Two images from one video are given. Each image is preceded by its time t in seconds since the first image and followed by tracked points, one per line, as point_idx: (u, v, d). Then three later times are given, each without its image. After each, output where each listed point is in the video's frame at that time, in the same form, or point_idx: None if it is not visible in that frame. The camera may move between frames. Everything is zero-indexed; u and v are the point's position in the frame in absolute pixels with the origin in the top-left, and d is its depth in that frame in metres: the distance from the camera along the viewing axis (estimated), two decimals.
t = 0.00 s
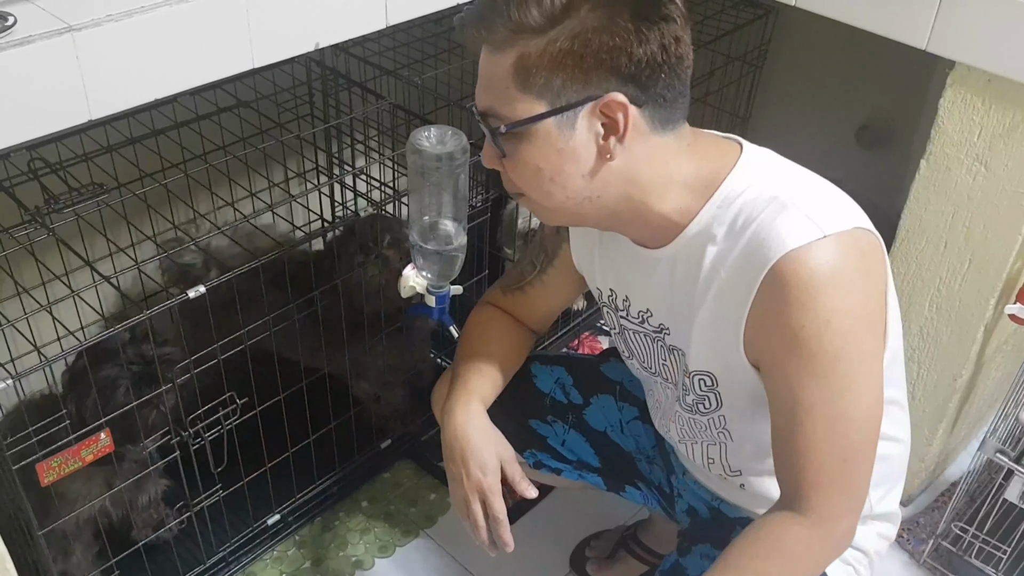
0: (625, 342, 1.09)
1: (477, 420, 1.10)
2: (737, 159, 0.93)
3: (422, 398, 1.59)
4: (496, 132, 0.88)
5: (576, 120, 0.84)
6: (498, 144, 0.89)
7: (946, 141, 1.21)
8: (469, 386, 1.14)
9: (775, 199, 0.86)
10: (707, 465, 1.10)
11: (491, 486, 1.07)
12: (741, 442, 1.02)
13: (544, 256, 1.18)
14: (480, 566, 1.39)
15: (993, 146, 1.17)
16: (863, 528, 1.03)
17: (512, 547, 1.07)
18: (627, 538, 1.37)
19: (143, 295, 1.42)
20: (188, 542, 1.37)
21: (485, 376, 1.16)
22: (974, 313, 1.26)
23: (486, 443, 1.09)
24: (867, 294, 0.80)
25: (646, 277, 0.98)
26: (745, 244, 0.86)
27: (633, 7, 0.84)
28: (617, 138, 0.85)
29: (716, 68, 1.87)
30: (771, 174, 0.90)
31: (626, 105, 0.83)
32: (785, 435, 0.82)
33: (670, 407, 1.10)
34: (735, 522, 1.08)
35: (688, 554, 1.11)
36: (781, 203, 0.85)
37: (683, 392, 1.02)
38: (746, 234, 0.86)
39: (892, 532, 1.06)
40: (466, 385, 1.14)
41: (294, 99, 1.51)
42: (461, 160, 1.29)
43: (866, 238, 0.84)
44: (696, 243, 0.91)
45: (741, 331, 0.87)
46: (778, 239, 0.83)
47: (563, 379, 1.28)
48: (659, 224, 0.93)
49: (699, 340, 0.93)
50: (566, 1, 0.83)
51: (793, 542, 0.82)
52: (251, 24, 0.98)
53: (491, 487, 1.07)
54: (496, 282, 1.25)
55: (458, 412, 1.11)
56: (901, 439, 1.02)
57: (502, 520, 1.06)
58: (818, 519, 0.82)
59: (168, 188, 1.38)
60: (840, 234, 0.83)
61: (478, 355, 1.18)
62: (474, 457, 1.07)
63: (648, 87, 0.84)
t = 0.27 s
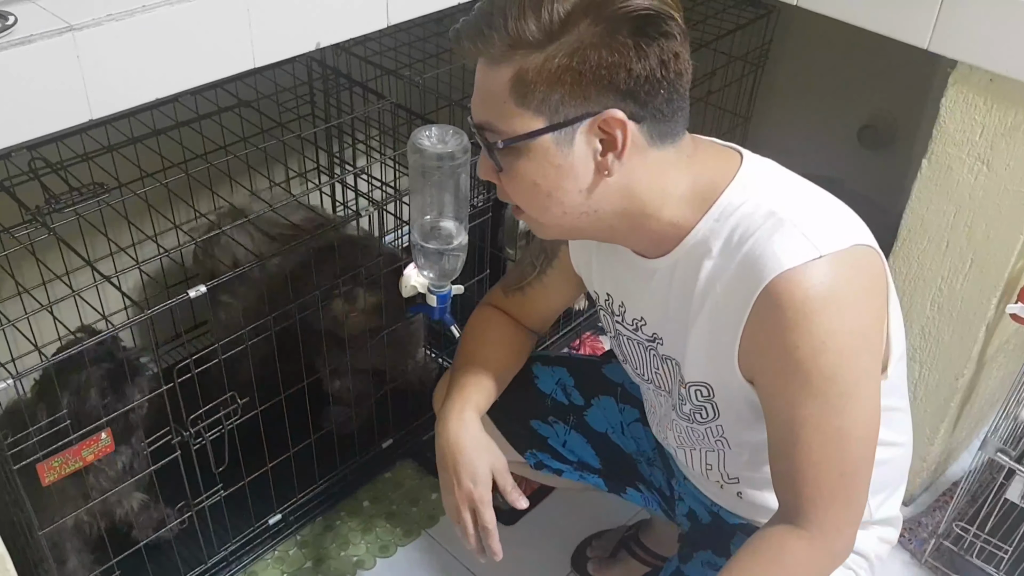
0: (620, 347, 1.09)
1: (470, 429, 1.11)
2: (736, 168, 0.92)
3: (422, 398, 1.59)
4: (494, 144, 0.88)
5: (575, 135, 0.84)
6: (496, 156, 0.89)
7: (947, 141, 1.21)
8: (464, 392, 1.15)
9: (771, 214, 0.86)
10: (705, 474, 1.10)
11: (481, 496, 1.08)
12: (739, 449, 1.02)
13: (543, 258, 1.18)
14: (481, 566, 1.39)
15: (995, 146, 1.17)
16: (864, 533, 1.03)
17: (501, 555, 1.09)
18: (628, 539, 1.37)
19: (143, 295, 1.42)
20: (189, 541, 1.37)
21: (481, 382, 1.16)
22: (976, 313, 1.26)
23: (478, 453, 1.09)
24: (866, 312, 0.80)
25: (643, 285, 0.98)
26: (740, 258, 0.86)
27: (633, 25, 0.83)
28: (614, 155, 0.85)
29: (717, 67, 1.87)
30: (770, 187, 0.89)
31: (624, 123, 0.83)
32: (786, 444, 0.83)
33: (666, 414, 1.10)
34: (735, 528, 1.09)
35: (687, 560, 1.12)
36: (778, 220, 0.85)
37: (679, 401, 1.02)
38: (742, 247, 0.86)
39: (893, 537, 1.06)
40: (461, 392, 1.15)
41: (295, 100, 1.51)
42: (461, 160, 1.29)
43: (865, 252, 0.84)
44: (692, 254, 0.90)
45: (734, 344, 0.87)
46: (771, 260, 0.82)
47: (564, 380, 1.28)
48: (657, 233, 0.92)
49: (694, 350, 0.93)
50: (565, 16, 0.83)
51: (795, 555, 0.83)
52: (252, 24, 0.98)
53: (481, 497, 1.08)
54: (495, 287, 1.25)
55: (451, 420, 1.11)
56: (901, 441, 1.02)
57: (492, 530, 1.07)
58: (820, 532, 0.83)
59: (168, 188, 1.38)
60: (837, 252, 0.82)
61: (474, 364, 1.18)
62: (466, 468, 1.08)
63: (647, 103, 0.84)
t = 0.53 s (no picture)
0: (621, 340, 1.09)
1: (452, 448, 1.08)
2: (748, 163, 0.92)
3: (423, 398, 1.59)
4: (514, 134, 0.84)
5: (611, 117, 0.82)
6: (516, 145, 0.85)
7: (949, 140, 1.21)
8: (449, 408, 1.13)
9: (782, 210, 0.85)
10: (706, 476, 1.10)
11: (460, 517, 1.05)
12: (740, 453, 1.02)
13: (545, 254, 1.17)
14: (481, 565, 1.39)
15: (996, 145, 1.17)
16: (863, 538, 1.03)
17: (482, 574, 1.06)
18: (629, 538, 1.37)
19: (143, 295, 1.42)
20: (189, 541, 1.37)
21: (467, 397, 1.15)
22: (977, 313, 1.26)
23: (460, 472, 1.06)
24: (874, 313, 0.79)
25: (649, 281, 0.98)
26: (749, 254, 0.85)
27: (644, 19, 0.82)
28: (645, 142, 0.84)
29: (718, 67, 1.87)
30: (782, 185, 0.88)
31: (658, 108, 0.82)
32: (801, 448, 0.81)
33: (667, 413, 1.10)
34: (733, 535, 1.09)
35: (686, 566, 1.13)
36: (789, 218, 0.84)
37: (682, 400, 1.02)
38: (751, 242, 0.86)
39: (894, 543, 1.05)
40: (447, 406, 1.13)
41: (296, 99, 1.50)
42: (462, 160, 1.27)
43: (874, 254, 0.83)
44: (700, 251, 0.90)
45: (742, 345, 0.87)
46: (780, 255, 0.82)
47: (565, 383, 1.27)
48: (667, 228, 0.92)
49: (698, 348, 0.93)
50: None
51: (817, 559, 0.83)
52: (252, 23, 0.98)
53: (459, 518, 1.05)
54: (496, 297, 1.23)
55: (434, 439, 1.09)
56: (905, 447, 1.02)
57: (471, 550, 1.04)
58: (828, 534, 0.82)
59: (168, 187, 1.37)
60: (848, 252, 0.81)
61: (465, 378, 1.17)
62: (442, 486, 1.05)
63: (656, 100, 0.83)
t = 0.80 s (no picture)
0: (635, 338, 1.09)
1: (434, 472, 1.10)
2: (766, 153, 0.92)
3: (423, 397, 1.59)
4: (596, 100, 0.79)
5: (701, 76, 0.81)
6: (595, 113, 0.80)
7: (949, 140, 1.21)
8: (435, 428, 1.13)
9: (806, 200, 0.86)
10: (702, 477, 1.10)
11: (436, 544, 1.08)
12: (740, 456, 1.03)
13: (544, 254, 1.17)
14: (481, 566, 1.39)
15: (997, 145, 1.16)
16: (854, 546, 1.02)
17: None
18: (628, 539, 1.37)
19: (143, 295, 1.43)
20: (189, 541, 1.37)
21: (456, 414, 1.15)
22: (978, 313, 1.26)
23: (440, 498, 1.09)
24: (900, 293, 0.82)
25: (662, 278, 0.98)
26: (774, 244, 0.86)
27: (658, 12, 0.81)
28: (718, 101, 0.84)
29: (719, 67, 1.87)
30: (796, 173, 0.89)
31: (725, 65, 0.83)
32: (845, 416, 0.82)
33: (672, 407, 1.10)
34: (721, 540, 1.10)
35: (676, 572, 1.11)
36: (809, 207, 0.85)
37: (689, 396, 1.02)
38: (777, 233, 0.86)
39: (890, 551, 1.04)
40: (433, 425, 1.14)
41: (297, 99, 1.50)
42: (463, 159, 1.26)
43: (899, 240, 0.85)
44: (722, 243, 0.90)
45: (769, 341, 0.87)
46: (809, 243, 0.83)
47: (555, 387, 1.28)
48: (684, 225, 0.92)
49: (711, 343, 0.94)
50: None
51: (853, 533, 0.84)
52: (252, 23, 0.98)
53: (434, 545, 1.08)
54: (495, 317, 1.21)
55: (417, 462, 1.10)
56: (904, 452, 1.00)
57: None
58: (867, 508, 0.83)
59: (168, 188, 1.37)
60: (875, 237, 0.83)
61: (455, 395, 1.16)
62: (419, 514, 1.08)
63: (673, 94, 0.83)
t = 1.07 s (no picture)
0: (640, 340, 1.09)
1: (439, 485, 1.08)
2: (767, 153, 0.93)
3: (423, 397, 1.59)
4: (616, 80, 0.80)
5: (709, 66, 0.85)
6: (616, 92, 0.80)
7: (949, 139, 1.21)
8: (438, 439, 1.12)
9: (811, 196, 0.87)
10: (707, 477, 1.10)
11: (446, 558, 1.06)
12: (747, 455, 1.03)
13: (541, 259, 1.17)
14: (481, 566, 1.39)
15: (996, 145, 1.16)
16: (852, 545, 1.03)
17: None
18: (629, 539, 1.37)
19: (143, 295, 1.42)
20: (190, 541, 1.37)
21: (457, 423, 1.14)
22: (978, 313, 1.26)
23: (447, 511, 1.07)
24: (907, 284, 0.82)
25: (667, 278, 0.98)
26: (780, 241, 0.87)
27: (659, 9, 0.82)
28: (721, 92, 0.88)
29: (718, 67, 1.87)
30: (797, 170, 0.90)
31: (724, 58, 0.87)
32: (857, 405, 0.81)
33: (678, 406, 1.10)
34: (727, 539, 1.10)
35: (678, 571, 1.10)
36: (813, 202, 0.86)
37: (695, 395, 1.02)
38: (782, 229, 0.87)
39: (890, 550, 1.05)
40: (436, 437, 1.13)
41: (297, 98, 1.50)
42: (464, 159, 1.26)
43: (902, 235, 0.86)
44: (728, 241, 0.90)
45: (778, 340, 0.87)
46: (816, 238, 0.83)
47: (554, 389, 1.28)
48: (688, 225, 0.92)
49: (720, 340, 0.94)
50: None
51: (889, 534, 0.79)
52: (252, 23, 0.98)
53: (444, 558, 1.06)
54: (492, 319, 1.22)
55: (422, 476, 1.09)
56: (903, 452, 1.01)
57: None
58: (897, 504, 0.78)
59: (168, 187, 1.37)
60: (880, 230, 0.84)
61: (455, 404, 1.16)
62: (426, 528, 1.06)
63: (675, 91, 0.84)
